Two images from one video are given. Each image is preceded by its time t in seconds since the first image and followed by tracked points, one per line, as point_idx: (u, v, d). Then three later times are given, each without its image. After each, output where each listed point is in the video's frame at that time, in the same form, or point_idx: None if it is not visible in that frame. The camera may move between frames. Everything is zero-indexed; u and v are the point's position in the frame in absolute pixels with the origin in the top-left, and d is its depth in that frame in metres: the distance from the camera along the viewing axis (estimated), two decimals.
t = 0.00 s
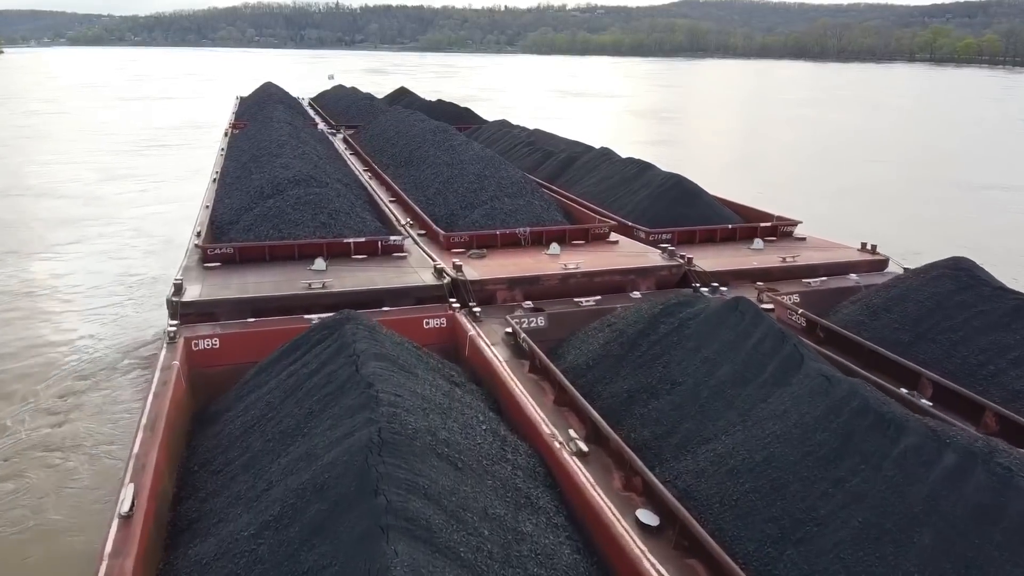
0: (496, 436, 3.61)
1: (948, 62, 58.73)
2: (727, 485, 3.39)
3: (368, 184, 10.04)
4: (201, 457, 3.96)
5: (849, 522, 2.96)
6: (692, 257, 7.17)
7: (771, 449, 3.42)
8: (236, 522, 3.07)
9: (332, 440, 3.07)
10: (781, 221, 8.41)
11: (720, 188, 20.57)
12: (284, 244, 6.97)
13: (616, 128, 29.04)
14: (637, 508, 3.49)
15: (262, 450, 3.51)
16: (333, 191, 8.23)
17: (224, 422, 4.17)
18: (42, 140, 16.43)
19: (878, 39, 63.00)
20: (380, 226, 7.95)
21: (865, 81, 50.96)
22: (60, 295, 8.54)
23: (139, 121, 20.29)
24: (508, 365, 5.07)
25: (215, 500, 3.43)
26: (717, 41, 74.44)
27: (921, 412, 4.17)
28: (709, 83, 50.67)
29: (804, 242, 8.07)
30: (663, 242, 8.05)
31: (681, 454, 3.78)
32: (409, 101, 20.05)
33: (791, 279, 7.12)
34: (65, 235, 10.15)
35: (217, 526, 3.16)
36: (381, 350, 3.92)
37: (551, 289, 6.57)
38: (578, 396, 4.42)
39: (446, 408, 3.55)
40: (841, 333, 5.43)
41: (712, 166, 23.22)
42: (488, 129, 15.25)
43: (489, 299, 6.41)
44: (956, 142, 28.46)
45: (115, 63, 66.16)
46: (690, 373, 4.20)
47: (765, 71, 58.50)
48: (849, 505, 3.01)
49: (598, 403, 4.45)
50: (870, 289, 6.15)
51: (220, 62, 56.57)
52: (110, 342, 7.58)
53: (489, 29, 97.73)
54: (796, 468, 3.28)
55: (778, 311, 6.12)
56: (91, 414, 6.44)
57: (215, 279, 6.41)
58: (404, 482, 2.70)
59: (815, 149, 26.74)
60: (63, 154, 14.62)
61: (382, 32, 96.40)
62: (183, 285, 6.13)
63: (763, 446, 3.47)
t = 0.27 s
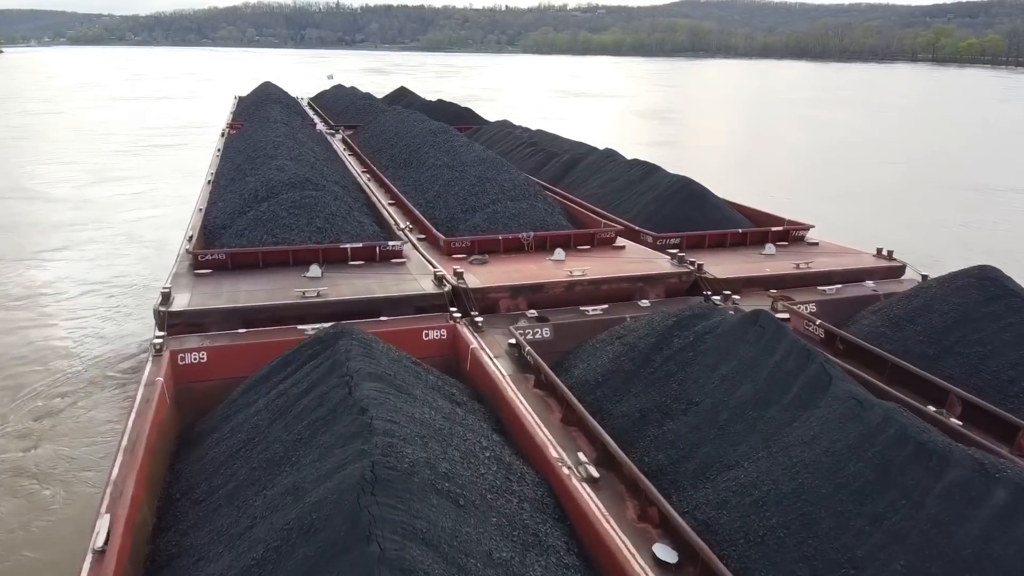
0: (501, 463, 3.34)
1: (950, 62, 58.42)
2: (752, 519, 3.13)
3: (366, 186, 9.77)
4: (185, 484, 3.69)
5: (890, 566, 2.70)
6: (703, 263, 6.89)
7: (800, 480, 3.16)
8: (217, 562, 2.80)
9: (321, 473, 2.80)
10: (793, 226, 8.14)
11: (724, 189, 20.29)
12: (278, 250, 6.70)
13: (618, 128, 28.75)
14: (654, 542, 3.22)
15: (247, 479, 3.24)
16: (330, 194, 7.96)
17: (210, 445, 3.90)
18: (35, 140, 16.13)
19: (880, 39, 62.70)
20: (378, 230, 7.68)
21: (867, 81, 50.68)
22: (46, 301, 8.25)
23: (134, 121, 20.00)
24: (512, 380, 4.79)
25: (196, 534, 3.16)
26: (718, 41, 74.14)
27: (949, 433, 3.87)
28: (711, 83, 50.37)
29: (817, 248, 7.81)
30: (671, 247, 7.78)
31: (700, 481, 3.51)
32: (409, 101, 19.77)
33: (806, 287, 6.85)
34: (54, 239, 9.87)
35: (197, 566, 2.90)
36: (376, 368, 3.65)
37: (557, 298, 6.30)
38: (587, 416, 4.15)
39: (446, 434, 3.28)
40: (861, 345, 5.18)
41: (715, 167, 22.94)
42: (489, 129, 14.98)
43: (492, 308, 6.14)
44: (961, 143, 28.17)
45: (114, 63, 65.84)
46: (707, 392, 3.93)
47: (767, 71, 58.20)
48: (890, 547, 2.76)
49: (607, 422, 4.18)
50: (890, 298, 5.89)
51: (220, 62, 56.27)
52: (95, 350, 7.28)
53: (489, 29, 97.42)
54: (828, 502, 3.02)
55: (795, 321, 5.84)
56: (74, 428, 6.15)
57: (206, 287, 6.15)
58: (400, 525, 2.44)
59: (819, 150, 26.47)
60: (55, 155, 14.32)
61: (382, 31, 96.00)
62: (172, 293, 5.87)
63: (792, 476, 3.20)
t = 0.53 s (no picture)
0: (506, 495, 3.06)
1: (955, 62, 58.02)
2: (783, 560, 2.86)
3: (365, 188, 9.50)
4: (166, 515, 3.42)
5: None
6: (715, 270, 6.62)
7: (836, 520, 2.90)
8: None
9: (308, 516, 2.53)
10: (807, 230, 7.86)
11: (729, 189, 19.99)
12: (273, 256, 6.43)
13: (622, 128, 28.46)
14: None
15: (230, 515, 2.98)
16: (328, 198, 7.70)
17: (194, 472, 3.63)
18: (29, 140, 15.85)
19: (884, 39, 62.31)
20: (377, 235, 7.41)
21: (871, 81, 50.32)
22: (33, 309, 7.98)
23: (131, 121, 19.70)
24: (517, 397, 4.51)
25: None
26: (720, 40, 73.72)
27: (984, 458, 3.57)
28: (714, 83, 50.03)
29: (832, 254, 7.53)
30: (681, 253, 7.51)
31: (723, 514, 3.24)
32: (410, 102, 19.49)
33: (823, 295, 6.57)
34: (44, 244, 9.60)
35: None
36: (372, 389, 3.37)
37: (563, 307, 6.03)
38: (598, 438, 3.87)
39: (447, 466, 3.01)
40: (885, 359, 4.90)
41: (720, 167, 22.66)
42: (492, 130, 14.70)
43: (495, 317, 5.86)
44: (969, 143, 27.85)
45: (115, 62, 65.65)
46: (729, 414, 3.66)
47: (770, 70, 57.85)
48: None
49: (620, 445, 3.90)
50: (914, 309, 5.62)
51: (221, 61, 56.08)
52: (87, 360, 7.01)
53: (490, 28, 97.05)
54: (868, 544, 2.76)
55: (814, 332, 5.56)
56: (58, 444, 5.88)
57: (197, 296, 5.88)
58: None
59: (825, 151, 26.16)
60: (49, 156, 14.05)
61: (384, 30, 95.64)
62: (161, 302, 5.60)
63: (826, 515, 2.94)
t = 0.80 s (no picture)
0: (513, 536, 2.79)
1: (960, 62, 57.64)
2: None
3: (366, 191, 9.24)
4: (144, 553, 3.16)
5: None
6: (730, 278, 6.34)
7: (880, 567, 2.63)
8: None
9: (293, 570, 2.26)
10: (822, 236, 7.58)
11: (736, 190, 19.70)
12: (268, 264, 6.17)
13: (626, 129, 28.18)
14: None
15: (211, 559, 2.72)
16: (327, 202, 7.44)
17: (176, 503, 3.37)
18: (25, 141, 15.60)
19: (889, 39, 61.94)
20: (377, 241, 7.15)
21: (877, 82, 49.97)
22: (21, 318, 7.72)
23: (128, 121, 19.43)
24: (523, 417, 4.24)
25: None
26: (724, 39, 73.29)
27: None
28: (719, 83, 49.72)
29: (850, 260, 7.24)
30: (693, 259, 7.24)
31: (750, 554, 2.96)
32: (413, 103, 19.22)
33: (842, 304, 6.29)
34: (35, 249, 9.33)
35: None
36: (367, 416, 3.10)
37: (572, 318, 5.74)
38: (612, 464, 3.59)
39: (449, 506, 2.74)
40: (912, 375, 4.60)
41: (726, 168, 22.36)
42: (495, 130, 14.43)
43: (500, 329, 5.59)
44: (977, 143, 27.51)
45: (116, 62, 65.37)
46: (754, 442, 3.38)
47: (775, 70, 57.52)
48: None
49: (635, 472, 3.62)
50: (941, 322, 5.34)
51: (223, 61, 55.78)
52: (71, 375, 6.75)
53: (493, 28, 96.70)
54: None
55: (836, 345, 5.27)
56: (41, 462, 5.62)
57: (188, 306, 5.62)
58: None
59: (832, 151, 25.86)
60: (44, 157, 13.78)
61: (387, 30, 95.51)
62: (149, 312, 5.34)
63: (868, 562, 2.67)
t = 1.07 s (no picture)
0: None
1: (970, 62, 57.07)
2: None
3: (369, 194, 8.98)
4: None
5: None
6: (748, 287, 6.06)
7: None
8: None
9: None
10: (843, 241, 7.29)
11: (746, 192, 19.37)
12: (266, 272, 5.92)
13: (634, 129, 27.86)
14: None
15: None
16: (329, 207, 7.18)
17: (156, 540, 3.10)
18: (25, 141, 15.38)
19: (898, 39, 61.39)
20: (381, 248, 6.88)
21: (886, 82, 49.48)
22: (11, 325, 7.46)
23: (131, 121, 19.20)
24: (534, 440, 3.95)
25: None
26: (732, 39, 72.80)
27: None
28: (726, 83, 49.31)
29: (873, 269, 6.94)
30: (708, 267, 6.96)
31: None
32: (419, 103, 18.96)
33: (867, 315, 6.00)
34: (30, 254, 9.09)
35: None
36: (364, 448, 2.83)
37: (583, 331, 5.45)
38: (630, 497, 3.30)
39: (454, 556, 2.47)
40: (949, 396, 4.30)
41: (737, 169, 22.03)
42: (502, 132, 14.15)
43: (508, 341, 5.31)
44: (990, 145, 27.11)
45: (122, 62, 65.20)
46: (787, 476, 3.10)
47: (783, 71, 57.05)
48: None
49: (656, 506, 3.33)
50: (975, 339, 5.05)
51: (229, 61, 55.51)
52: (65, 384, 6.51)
53: (500, 27, 96.35)
54: None
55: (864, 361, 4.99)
56: (26, 479, 5.35)
57: (181, 316, 5.37)
58: None
59: (842, 152, 25.51)
60: (43, 158, 13.54)
61: (393, 30, 95.27)
62: (140, 324, 5.09)
63: None
